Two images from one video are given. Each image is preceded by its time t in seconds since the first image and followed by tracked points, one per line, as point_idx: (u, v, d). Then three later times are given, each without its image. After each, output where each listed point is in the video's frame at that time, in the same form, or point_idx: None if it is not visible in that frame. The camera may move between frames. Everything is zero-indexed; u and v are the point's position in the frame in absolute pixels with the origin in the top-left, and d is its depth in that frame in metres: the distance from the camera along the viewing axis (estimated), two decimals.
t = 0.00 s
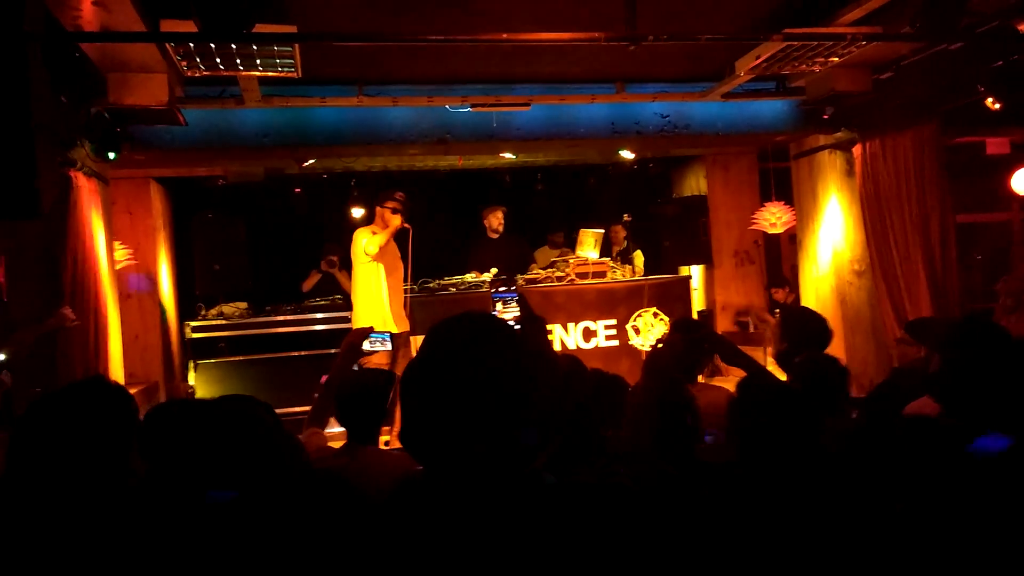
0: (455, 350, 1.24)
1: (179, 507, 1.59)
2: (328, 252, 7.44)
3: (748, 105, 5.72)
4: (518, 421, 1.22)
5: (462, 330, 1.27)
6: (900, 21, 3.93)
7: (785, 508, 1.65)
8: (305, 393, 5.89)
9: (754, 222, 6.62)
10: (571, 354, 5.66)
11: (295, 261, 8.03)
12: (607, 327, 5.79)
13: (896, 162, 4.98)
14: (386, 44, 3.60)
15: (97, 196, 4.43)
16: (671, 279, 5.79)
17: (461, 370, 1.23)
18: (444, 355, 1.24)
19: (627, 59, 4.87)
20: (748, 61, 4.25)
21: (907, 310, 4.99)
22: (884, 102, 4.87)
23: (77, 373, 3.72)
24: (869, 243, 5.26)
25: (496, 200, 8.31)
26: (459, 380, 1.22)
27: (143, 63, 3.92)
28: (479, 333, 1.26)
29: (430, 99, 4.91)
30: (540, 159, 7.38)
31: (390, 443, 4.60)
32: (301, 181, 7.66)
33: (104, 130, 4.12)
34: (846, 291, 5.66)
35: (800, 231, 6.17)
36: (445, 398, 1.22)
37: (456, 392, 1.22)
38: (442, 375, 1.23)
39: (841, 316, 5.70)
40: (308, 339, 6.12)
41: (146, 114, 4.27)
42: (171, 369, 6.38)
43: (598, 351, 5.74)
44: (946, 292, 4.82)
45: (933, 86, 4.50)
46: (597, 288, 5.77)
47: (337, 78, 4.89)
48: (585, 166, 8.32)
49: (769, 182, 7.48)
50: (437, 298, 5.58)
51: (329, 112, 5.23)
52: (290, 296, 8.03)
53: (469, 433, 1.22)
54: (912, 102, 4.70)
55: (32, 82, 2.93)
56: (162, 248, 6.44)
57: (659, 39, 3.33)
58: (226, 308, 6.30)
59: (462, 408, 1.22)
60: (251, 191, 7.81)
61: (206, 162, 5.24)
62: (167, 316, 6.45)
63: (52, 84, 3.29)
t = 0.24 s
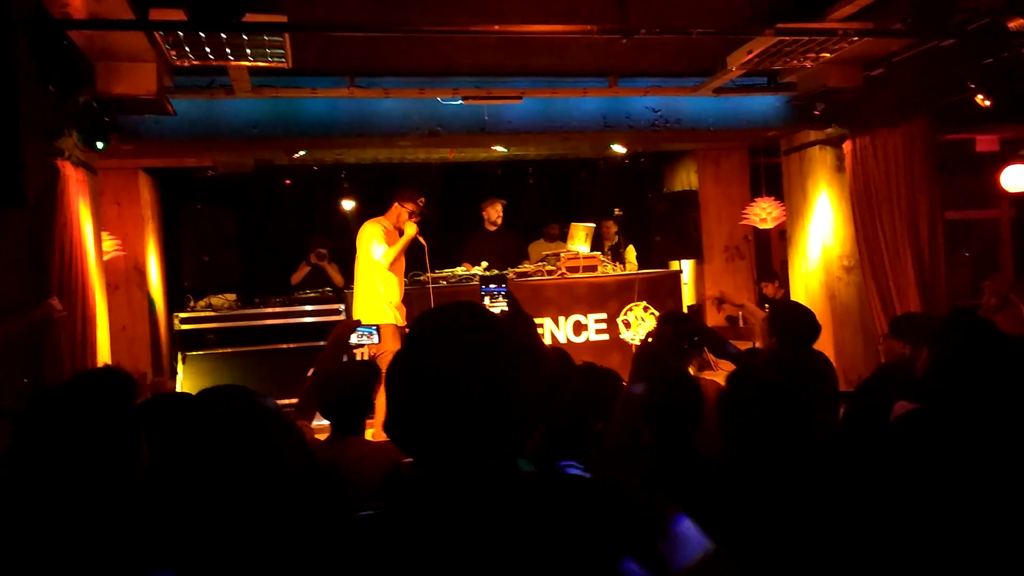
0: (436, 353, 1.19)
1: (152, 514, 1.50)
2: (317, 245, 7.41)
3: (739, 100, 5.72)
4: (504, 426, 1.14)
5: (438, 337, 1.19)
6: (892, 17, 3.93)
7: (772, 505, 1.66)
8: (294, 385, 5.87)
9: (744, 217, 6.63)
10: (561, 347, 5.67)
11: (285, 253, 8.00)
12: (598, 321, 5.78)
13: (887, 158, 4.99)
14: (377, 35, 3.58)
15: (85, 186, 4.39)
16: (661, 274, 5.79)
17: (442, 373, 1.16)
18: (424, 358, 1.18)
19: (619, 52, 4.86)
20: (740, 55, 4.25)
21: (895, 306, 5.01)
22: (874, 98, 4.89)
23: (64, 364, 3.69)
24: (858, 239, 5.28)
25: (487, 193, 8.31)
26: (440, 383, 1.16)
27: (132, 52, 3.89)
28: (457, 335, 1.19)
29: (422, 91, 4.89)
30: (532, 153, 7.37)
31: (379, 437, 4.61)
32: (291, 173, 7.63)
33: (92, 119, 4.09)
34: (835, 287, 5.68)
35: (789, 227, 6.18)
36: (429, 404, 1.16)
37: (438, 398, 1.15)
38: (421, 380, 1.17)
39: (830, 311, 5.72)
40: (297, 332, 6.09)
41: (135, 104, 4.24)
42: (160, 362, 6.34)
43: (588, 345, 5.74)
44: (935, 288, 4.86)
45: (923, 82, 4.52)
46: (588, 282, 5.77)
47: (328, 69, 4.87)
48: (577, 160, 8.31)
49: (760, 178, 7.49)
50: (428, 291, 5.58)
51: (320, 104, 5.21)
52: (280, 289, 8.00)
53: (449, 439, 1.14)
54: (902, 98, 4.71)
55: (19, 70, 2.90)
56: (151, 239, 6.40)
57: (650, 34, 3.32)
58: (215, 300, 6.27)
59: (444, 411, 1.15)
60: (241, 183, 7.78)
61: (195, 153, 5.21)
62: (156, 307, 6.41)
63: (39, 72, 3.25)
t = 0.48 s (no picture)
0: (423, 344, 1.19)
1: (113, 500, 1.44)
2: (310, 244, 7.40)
3: (731, 97, 5.73)
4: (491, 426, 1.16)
5: (428, 326, 1.20)
6: (881, 12, 3.94)
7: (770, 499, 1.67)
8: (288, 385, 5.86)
9: (737, 213, 6.65)
10: (555, 345, 5.67)
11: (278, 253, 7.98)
12: (592, 318, 5.80)
13: (878, 154, 5.01)
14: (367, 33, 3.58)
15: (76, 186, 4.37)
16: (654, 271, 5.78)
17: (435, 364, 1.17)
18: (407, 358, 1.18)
19: (611, 49, 4.86)
20: (731, 51, 4.26)
21: (888, 301, 5.02)
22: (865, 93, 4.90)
23: (56, 364, 3.67)
24: (851, 234, 5.28)
25: (480, 191, 8.30)
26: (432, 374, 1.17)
27: (122, 52, 3.88)
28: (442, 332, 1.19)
29: (413, 89, 4.88)
30: (525, 150, 7.37)
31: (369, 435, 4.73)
32: (284, 172, 7.62)
33: (82, 120, 4.07)
34: (828, 283, 5.68)
35: (782, 223, 6.19)
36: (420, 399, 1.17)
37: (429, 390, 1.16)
38: (415, 374, 1.18)
39: (823, 306, 5.72)
40: (291, 331, 6.07)
41: (125, 103, 4.22)
42: (153, 362, 6.33)
43: (582, 343, 5.75)
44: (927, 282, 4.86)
45: (914, 77, 4.53)
46: (581, 280, 5.78)
47: (320, 68, 4.86)
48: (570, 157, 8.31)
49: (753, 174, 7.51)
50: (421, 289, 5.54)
51: (312, 102, 5.20)
52: (274, 289, 7.99)
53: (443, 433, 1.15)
54: (893, 93, 4.73)
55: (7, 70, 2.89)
56: (143, 239, 6.38)
57: (641, 30, 3.32)
58: (209, 300, 6.25)
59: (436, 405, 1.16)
60: (234, 183, 7.76)
61: (187, 153, 5.19)
62: (149, 308, 6.40)
63: (27, 72, 3.24)
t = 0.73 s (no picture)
0: (423, 341, 1.22)
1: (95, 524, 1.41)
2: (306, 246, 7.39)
3: (727, 98, 5.74)
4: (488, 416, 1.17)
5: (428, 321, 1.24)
6: (878, 15, 3.95)
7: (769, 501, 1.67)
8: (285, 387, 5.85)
9: (733, 215, 6.65)
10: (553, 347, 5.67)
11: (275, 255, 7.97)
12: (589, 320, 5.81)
13: (874, 156, 5.02)
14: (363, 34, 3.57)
15: (72, 188, 4.36)
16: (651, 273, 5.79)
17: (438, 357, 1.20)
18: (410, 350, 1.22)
19: (608, 51, 4.86)
20: (727, 53, 4.26)
21: (884, 303, 5.03)
22: (861, 95, 4.90)
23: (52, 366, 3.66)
24: (847, 236, 5.29)
25: (476, 193, 8.29)
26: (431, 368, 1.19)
27: (117, 53, 3.87)
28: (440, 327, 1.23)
29: (410, 91, 4.87)
30: (521, 152, 7.37)
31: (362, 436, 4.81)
32: (280, 174, 7.61)
33: (78, 121, 4.06)
34: (824, 284, 5.68)
35: (779, 225, 6.20)
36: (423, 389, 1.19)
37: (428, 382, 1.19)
38: (412, 367, 1.21)
39: (820, 308, 5.72)
40: (287, 333, 6.07)
41: (121, 105, 4.21)
42: (149, 364, 6.32)
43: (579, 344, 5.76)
44: (922, 284, 4.87)
45: (909, 79, 4.54)
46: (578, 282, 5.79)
47: (316, 69, 4.85)
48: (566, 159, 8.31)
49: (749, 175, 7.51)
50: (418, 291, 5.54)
51: (308, 104, 5.19)
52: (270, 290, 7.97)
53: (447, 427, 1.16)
54: (889, 95, 4.74)
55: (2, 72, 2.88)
56: (139, 241, 6.37)
57: (638, 32, 3.33)
58: (205, 302, 6.24)
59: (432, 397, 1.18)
60: (229, 184, 7.74)
61: (183, 154, 5.18)
62: (144, 309, 6.38)
63: (23, 74, 3.23)
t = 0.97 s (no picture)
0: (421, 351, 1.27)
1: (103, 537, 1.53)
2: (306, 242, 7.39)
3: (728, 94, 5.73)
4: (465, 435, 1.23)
5: (431, 331, 1.28)
6: (879, 10, 3.94)
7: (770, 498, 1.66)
8: (285, 382, 5.86)
9: (734, 211, 6.66)
10: (552, 343, 5.67)
11: (275, 251, 7.97)
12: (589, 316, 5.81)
13: (875, 151, 5.02)
14: (364, 29, 3.57)
15: (72, 183, 4.37)
16: (652, 269, 5.78)
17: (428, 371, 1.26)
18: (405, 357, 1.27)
19: (609, 46, 4.85)
20: (728, 49, 4.26)
21: (885, 299, 5.02)
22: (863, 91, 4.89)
23: (52, 362, 3.66)
24: (848, 232, 5.29)
25: (477, 188, 8.29)
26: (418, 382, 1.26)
27: (117, 48, 3.86)
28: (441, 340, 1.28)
29: (410, 86, 4.87)
30: (521, 147, 7.36)
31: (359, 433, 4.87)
32: (280, 169, 7.61)
33: (78, 117, 4.06)
34: (824, 280, 5.69)
35: (779, 221, 6.20)
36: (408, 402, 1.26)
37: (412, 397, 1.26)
38: (416, 363, 1.27)
39: (820, 304, 5.72)
40: (287, 329, 6.07)
41: (121, 101, 4.20)
42: (149, 359, 6.33)
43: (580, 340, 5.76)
44: (924, 280, 4.86)
45: (911, 75, 4.53)
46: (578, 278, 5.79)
47: (316, 64, 4.85)
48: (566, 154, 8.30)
49: (749, 171, 7.51)
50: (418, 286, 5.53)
51: (309, 100, 5.19)
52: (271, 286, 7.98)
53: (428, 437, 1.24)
54: (890, 91, 4.73)
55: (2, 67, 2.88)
56: (139, 236, 6.37)
57: (639, 27, 3.32)
58: (205, 297, 6.24)
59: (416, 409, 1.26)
60: (230, 179, 7.74)
61: (184, 149, 5.17)
62: (145, 305, 6.38)
63: (22, 69, 3.23)
